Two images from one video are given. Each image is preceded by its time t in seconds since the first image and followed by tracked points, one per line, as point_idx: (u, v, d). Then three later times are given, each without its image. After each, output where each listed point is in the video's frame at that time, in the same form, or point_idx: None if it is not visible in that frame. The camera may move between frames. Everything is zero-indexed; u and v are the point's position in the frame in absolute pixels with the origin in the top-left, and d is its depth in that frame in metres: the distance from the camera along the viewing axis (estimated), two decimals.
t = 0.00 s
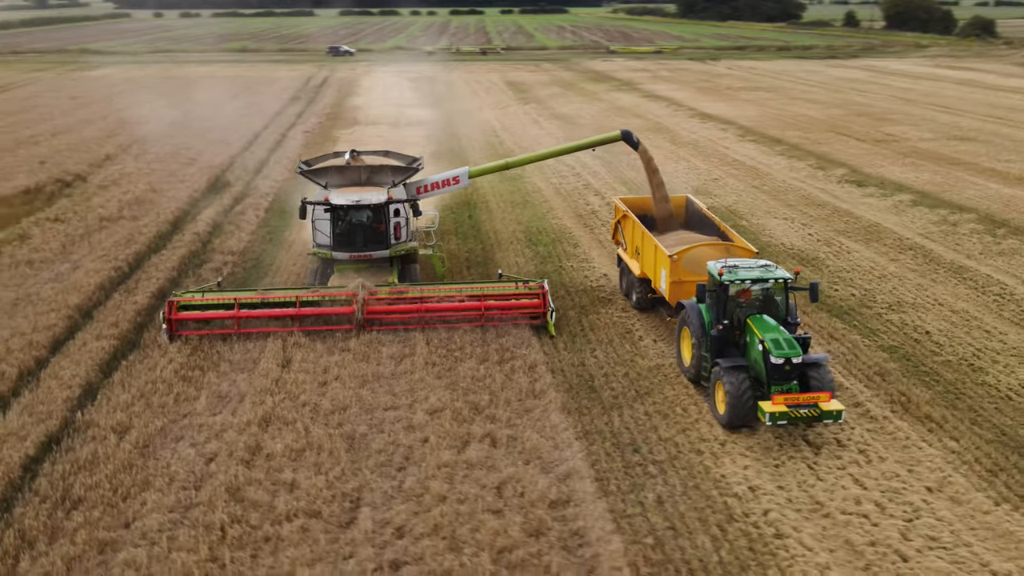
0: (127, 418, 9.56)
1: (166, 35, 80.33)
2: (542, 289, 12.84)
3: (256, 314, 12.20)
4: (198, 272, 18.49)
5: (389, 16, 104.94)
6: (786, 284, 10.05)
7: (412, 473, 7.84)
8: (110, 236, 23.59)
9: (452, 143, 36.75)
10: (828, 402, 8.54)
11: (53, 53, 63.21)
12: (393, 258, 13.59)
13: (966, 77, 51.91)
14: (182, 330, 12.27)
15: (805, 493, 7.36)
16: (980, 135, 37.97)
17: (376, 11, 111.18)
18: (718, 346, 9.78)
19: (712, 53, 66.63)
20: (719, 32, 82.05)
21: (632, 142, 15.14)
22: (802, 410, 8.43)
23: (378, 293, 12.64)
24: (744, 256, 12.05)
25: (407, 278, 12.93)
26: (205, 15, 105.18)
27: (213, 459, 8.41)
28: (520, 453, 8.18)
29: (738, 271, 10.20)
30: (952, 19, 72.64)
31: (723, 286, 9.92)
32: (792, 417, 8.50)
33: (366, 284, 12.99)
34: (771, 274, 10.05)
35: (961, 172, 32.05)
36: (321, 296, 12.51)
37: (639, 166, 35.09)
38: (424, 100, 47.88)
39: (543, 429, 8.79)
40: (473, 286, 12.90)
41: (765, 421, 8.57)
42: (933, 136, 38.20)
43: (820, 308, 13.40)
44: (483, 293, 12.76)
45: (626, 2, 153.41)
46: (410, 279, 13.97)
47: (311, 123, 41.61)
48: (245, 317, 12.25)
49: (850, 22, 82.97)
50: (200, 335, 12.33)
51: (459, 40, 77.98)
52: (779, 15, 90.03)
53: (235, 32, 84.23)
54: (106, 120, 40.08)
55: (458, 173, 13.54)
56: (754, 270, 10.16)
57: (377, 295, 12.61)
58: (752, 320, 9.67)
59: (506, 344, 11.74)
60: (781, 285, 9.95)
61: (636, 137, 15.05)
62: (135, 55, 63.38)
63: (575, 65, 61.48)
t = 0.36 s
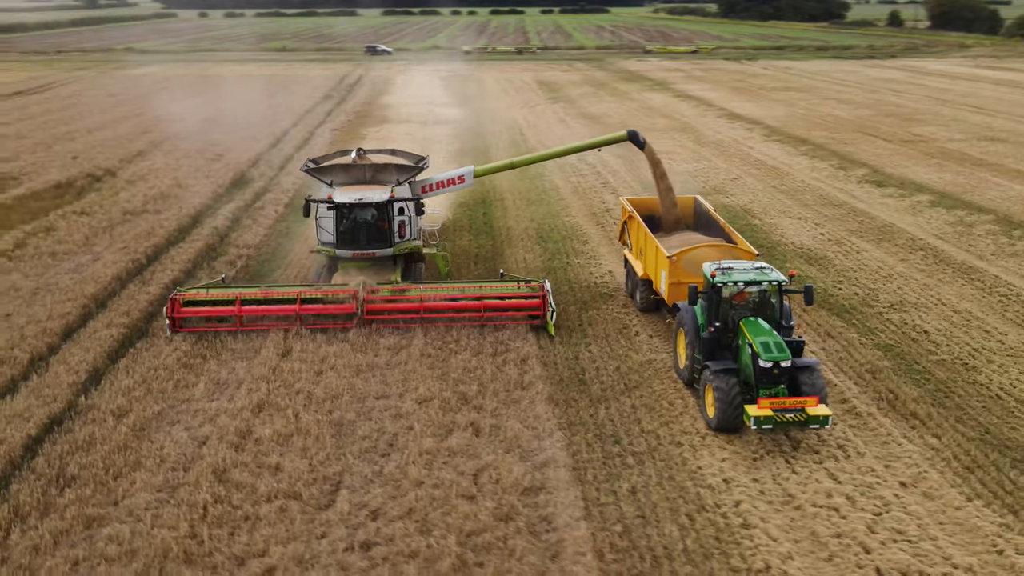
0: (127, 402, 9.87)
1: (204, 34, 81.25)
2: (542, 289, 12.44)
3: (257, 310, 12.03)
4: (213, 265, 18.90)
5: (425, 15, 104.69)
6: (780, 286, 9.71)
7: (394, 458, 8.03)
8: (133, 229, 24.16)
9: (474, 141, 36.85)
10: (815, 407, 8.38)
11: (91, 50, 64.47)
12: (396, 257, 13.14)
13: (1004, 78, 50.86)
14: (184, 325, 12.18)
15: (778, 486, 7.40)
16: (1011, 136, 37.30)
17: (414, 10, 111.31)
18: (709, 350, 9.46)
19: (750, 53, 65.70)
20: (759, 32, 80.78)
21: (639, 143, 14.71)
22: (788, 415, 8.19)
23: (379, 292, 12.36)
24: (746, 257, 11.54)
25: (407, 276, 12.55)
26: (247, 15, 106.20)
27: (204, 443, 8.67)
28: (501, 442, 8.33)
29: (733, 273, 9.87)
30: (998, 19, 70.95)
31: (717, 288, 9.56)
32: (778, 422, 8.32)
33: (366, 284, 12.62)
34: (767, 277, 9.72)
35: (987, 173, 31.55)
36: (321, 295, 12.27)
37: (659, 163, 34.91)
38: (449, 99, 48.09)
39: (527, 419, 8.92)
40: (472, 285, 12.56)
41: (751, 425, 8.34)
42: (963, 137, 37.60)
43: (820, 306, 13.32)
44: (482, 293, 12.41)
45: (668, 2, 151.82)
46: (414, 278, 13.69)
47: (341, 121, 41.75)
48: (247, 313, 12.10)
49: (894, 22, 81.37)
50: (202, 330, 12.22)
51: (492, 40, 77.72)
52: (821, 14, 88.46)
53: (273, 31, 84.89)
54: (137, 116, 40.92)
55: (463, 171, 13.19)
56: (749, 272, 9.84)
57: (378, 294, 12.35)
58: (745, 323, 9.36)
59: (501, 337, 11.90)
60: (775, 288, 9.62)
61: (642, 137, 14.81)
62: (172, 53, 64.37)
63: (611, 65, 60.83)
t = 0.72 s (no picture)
0: (131, 386, 10.23)
1: (244, 33, 82.08)
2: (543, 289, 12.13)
3: (261, 307, 12.00)
4: (231, 257, 19.38)
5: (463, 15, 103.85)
6: (775, 289, 9.37)
7: (380, 445, 8.21)
8: (157, 222, 24.79)
9: (497, 139, 36.90)
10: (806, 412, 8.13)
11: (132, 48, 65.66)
12: (402, 256, 12.93)
13: None
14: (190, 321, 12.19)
15: (755, 480, 7.44)
16: None
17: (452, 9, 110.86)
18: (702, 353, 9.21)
19: (790, 53, 64.39)
20: (803, 31, 78.96)
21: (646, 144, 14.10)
22: (777, 419, 7.95)
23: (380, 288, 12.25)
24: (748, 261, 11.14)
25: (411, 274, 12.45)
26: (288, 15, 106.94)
27: (200, 427, 8.95)
28: (486, 431, 8.49)
29: (727, 274, 9.53)
30: None
31: (710, 291, 9.27)
32: (767, 426, 8.08)
33: (371, 281, 12.54)
34: (763, 279, 9.38)
35: (1019, 175, 30.80)
36: (324, 292, 12.29)
37: (682, 160, 34.64)
38: (476, 97, 48.21)
39: (514, 410, 9.05)
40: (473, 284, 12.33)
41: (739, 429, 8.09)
42: (996, 138, 36.74)
43: (823, 305, 13.23)
44: (483, 292, 12.17)
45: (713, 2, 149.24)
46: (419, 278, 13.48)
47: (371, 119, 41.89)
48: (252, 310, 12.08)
49: (943, 22, 78.93)
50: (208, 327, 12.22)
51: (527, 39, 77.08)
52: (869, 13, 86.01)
53: (310, 30, 85.64)
54: (170, 110, 41.71)
55: (469, 171, 13.01)
56: (744, 273, 9.50)
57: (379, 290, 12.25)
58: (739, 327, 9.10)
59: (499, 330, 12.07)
60: (770, 291, 9.30)
61: (650, 137, 14.02)
62: (210, 52, 65.24)
63: (648, 65, 59.98)
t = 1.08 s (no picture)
0: (139, 372, 10.58)
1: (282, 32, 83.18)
2: (546, 289, 11.92)
3: (267, 305, 11.94)
4: (252, 250, 19.82)
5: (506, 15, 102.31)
6: (774, 294, 9.02)
7: (371, 434, 8.40)
8: (184, 215, 25.39)
9: (523, 136, 36.95)
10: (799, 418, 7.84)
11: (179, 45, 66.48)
12: (410, 255, 12.70)
13: None
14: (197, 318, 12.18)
15: (735, 474, 7.47)
16: None
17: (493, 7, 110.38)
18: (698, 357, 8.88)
19: (835, 53, 62.80)
20: (849, 31, 77.10)
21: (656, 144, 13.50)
22: (768, 425, 7.73)
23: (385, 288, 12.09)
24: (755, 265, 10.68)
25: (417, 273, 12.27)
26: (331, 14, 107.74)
27: (201, 412, 9.22)
28: (476, 422, 8.63)
29: (726, 278, 9.24)
30: None
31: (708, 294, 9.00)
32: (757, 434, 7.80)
33: (375, 280, 12.37)
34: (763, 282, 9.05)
35: None
36: (331, 288, 12.16)
37: (707, 159, 34.34)
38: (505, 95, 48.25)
39: (506, 403, 9.18)
40: (476, 284, 12.14)
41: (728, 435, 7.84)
42: None
43: (830, 306, 13.13)
44: (486, 292, 12.01)
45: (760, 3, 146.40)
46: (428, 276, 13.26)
47: (403, 115, 42.02)
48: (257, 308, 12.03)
49: (997, 22, 76.44)
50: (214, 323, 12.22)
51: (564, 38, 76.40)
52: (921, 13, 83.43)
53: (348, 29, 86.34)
54: (207, 104, 42.39)
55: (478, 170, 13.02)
56: (745, 277, 9.21)
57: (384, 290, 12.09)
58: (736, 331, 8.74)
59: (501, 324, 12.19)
60: (769, 295, 8.97)
61: (661, 138, 13.48)
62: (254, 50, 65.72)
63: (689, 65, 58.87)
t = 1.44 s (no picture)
0: (151, 360, 10.94)
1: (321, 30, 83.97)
2: (551, 293, 11.51)
3: (273, 303, 11.87)
4: (273, 245, 20.19)
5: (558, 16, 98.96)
6: (774, 298, 8.53)
7: (365, 422, 8.58)
8: (212, 207, 25.91)
9: (551, 134, 36.83)
10: (790, 425, 7.54)
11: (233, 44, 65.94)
12: (418, 254, 12.32)
13: None
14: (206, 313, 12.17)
15: (718, 468, 7.51)
16: None
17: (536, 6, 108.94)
18: (693, 362, 8.50)
19: (885, 54, 60.60)
20: (901, 31, 74.34)
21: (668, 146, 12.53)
22: (757, 433, 7.47)
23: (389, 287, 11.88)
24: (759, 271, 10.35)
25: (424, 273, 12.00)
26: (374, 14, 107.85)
27: (205, 398, 9.49)
28: (468, 413, 8.78)
29: (725, 282, 8.77)
30: None
31: (704, 297, 8.56)
32: (746, 440, 7.52)
33: (381, 278, 12.17)
34: (764, 286, 8.56)
35: None
36: (337, 288, 12.01)
37: (735, 159, 33.87)
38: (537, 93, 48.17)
39: (500, 395, 9.31)
40: (481, 284, 11.84)
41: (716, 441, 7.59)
42: None
43: (839, 307, 13.00)
44: (490, 293, 11.69)
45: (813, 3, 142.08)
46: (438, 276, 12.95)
47: (433, 110, 42.22)
48: (265, 304, 11.99)
49: None
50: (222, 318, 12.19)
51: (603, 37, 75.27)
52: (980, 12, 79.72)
53: (386, 27, 86.67)
54: (245, 99, 42.86)
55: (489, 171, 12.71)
56: (745, 280, 8.75)
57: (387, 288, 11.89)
58: (733, 336, 8.29)
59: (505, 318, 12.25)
60: (768, 300, 8.45)
61: (672, 139, 12.50)
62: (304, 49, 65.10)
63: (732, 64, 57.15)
